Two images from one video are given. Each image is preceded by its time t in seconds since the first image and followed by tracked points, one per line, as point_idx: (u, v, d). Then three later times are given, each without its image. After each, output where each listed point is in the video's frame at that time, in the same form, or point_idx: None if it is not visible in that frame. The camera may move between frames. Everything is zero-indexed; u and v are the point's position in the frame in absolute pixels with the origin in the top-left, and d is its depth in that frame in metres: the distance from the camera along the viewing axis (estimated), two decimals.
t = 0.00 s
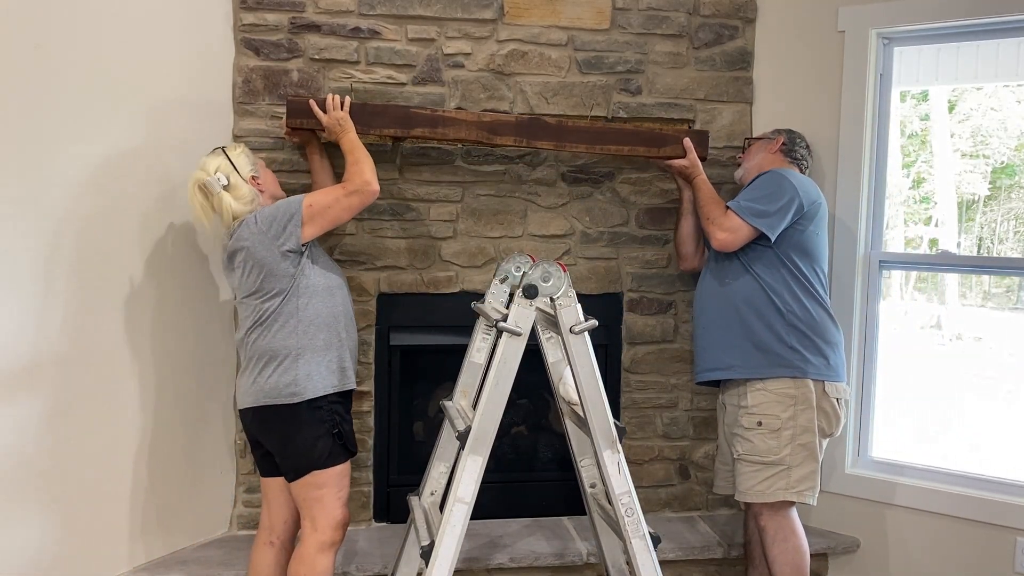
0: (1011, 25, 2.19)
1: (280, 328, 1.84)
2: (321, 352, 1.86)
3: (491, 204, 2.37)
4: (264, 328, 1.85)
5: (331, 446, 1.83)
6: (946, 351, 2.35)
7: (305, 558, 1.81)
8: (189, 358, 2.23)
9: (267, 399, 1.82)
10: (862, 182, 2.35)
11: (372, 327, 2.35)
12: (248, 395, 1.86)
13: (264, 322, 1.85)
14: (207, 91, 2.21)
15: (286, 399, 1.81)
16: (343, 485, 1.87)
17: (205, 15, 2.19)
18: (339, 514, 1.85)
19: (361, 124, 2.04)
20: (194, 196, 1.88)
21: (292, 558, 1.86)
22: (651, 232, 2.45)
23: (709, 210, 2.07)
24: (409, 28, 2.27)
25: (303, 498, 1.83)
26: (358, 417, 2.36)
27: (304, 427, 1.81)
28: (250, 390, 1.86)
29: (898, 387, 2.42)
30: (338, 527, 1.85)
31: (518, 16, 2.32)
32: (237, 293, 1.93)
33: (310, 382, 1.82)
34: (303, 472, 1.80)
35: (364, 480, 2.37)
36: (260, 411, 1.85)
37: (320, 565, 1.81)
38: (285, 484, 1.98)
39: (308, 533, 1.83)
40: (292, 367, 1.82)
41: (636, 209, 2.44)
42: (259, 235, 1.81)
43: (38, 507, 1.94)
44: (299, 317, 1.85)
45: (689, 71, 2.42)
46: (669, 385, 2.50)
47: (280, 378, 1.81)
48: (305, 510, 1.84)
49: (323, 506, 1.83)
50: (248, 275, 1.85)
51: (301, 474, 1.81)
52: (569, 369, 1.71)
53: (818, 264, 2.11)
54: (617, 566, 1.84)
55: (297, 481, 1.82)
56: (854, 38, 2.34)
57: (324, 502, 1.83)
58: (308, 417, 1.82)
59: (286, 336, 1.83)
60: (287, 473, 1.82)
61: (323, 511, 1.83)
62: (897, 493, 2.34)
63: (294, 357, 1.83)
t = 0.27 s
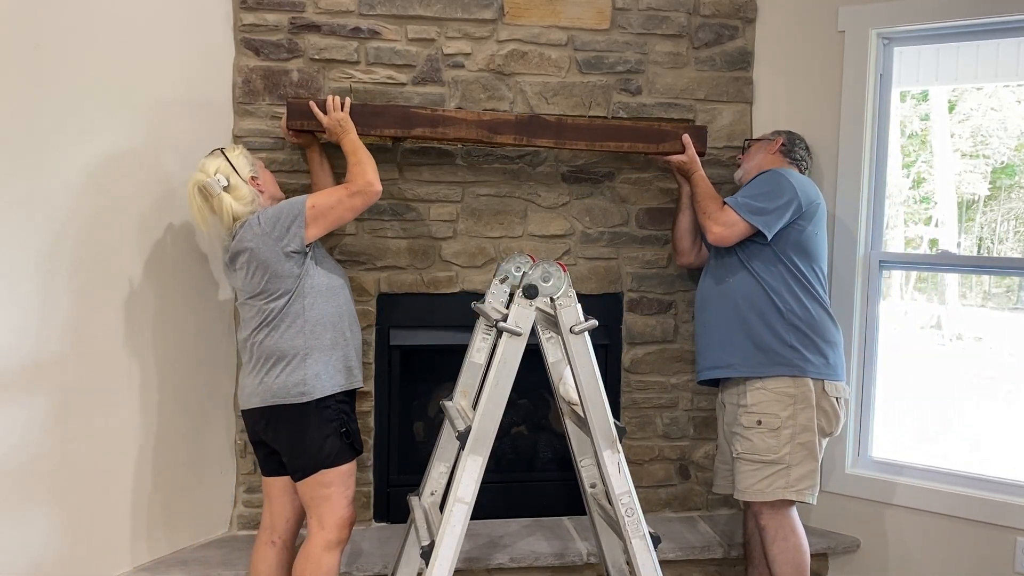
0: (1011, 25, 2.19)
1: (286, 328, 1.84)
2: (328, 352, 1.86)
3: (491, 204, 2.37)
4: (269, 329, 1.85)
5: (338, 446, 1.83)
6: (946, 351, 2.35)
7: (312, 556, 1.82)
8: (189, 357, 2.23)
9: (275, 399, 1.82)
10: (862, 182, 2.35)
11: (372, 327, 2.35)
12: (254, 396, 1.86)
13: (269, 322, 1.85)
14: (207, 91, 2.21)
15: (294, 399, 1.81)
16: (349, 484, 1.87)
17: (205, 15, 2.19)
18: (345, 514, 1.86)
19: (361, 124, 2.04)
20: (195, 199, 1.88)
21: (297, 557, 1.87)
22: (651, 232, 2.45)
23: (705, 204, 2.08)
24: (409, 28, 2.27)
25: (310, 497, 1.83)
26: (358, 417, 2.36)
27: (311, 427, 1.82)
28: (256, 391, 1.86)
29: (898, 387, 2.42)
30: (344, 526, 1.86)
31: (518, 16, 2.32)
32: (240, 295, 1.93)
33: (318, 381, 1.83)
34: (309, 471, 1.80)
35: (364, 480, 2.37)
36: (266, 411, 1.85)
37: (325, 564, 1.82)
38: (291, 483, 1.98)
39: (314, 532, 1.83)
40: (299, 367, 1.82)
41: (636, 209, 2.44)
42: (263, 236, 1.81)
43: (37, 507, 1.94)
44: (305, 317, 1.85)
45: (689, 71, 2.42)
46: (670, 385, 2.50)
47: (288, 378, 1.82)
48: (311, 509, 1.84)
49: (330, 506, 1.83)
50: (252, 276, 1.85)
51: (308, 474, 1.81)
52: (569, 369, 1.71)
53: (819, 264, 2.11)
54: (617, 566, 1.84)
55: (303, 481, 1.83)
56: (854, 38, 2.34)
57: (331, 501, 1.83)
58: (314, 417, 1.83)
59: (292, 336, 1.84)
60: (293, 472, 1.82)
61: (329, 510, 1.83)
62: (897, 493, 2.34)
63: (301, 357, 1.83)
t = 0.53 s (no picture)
0: (1011, 24, 2.19)
1: (290, 329, 1.84)
2: (332, 352, 1.87)
3: (491, 204, 2.37)
4: (273, 329, 1.86)
5: (342, 446, 1.84)
6: (946, 351, 2.35)
7: (315, 556, 1.81)
8: (189, 357, 2.22)
9: (280, 399, 1.83)
10: (862, 182, 2.34)
11: (372, 327, 2.35)
12: (258, 397, 1.86)
13: (273, 323, 1.86)
14: (207, 91, 2.21)
15: (299, 400, 1.81)
16: (353, 484, 1.87)
17: (205, 14, 2.19)
18: (349, 514, 1.86)
19: (363, 125, 2.05)
20: (194, 202, 1.87)
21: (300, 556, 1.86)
22: (651, 232, 2.45)
23: (703, 199, 2.09)
24: (409, 28, 2.27)
25: (314, 496, 1.83)
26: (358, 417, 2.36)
27: (315, 427, 1.82)
28: (261, 391, 1.86)
29: (898, 387, 2.42)
30: (347, 527, 1.86)
31: (518, 16, 2.32)
32: (242, 296, 1.92)
33: (323, 381, 1.83)
34: (313, 472, 1.81)
35: (364, 480, 2.37)
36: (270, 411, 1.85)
37: (328, 564, 1.82)
38: (294, 484, 1.98)
39: (318, 532, 1.83)
40: (304, 368, 1.83)
41: (636, 209, 2.44)
42: (266, 237, 1.81)
43: (36, 507, 1.93)
44: (308, 318, 1.85)
45: (689, 71, 2.42)
46: (670, 385, 2.50)
47: (293, 379, 1.82)
48: (315, 508, 1.84)
49: (334, 505, 1.83)
50: (255, 278, 1.85)
51: (312, 474, 1.81)
52: (569, 369, 1.71)
53: (818, 264, 2.11)
54: (617, 565, 1.84)
55: (307, 481, 1.83)
56: (854, 38, 2.34)
57: (335, 501, 1.83)
58: (317, 417, 1.83)
59: (296, 336, 1.84)
60: (297, 472, 1.82)
61: (334, 509, 1.83)
62: (898, 493, 2.34)
63: (305, 357, 1.83)
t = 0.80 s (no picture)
0: (1011, 25, 2.19)
1: (295, 330, 1.85)
2: (337, 352, 1.87)
3: (491, 204, 2.37)
4: (277, 331, 1.86)
5: (349, 446, 1.84)
6: (946, 351, 2.35)
7: (321, 556, 1.81)
8: (189, 357, 2.22)
9: (285, 401, 1.82)
10: (862, 182, 2.34)
11: (372, 327, 2.35)
12: (264, 400, 1.86)
13: (278, 325, 1.86)
14: (207, 91, 2.21)
15: (306, 401, 1.82)
16: (360, 484, 1.87)
17: (205, 15, 2.19)
18: (356, 514, 1.86)
19: (366, 125, 2.06)
20: (195, 200, 1.87)
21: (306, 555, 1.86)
22: (651, 232, 2.45)
23: (698, 195, 2.11)
24: (409, 28, 2.27)
25: (321, 496, 1.83)
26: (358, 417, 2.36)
27: (322, 427, 1.82)
28: (266, 394, 1.86)
29: (898, 386, 2.42)
30: (354, 527, 1.86)
31: (518, 16, 2.32)
32: (245, 299, 1.93)
33: (329, 382, 1.83)
34: (320, 472, 1.81)
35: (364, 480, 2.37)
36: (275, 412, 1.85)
37: (334, 563, 1.82)
38: (300, 484, 1.99)
39: (324, 532, 1.83)
40: (310, 369, 1.83)
41: (636, 209, 2.44)
42: (269, 239, 1.82)
43: (36, 508, 1.93)
44: (313, 319, 1.86)
45: (689, 71, 2.42)
46: (670, 385, 2.50)
47: (299, 380, 1.82)
48: (321, 509, 1.84)
49: (341, 506, 1.83)
50: (259, 280, 1.86)
51: (319, 474, 1.81)
52: (569, 369, 1.71)
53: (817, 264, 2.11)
54: (617, 565, 1.84)
55: (314, 481, 1.83)
56: (854, 39, 2.34)
57: (341, 501, 1.83)
58: (324, 419, 1.83)
59: (301, 338, 1.84)
60: (305, 472, 1.83)
61: (340, 509, 1.83)
62: (898, 493, 2.34)
63: (311, 358, 1.84)
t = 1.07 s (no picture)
0: (1011, 25, 2.19)
1: (302, 332, 1.85)
2: (343, 354, 1.88)
3: (491, 204, 2.37)
4: (284, 334, 1.86)
5: (357, 450, 1.84)
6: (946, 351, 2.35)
7: (329, 559, 1.82)
8: (189, 357, 2.22)
9: (293, 404, 1.82)
10: (862, 182, 2.34)
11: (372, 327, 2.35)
12: (270, 403, 1.86)
13: (284, 326, 1.86)
14: (207, 91, 2.21)
15: (314, 404, 1.81)
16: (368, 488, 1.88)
17: (205, 15, 2.19)
18: (364, 517, 1.86)
19: (371, 127, 2.08)
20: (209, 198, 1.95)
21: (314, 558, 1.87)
22: (651, 232, 2.45)
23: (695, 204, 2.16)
24: (409, 28, 2.27)
25: (329, 499, 1.84)
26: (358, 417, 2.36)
27: (331, 429, 1.82)
28: (272, 397, 1.86)
29: (898, 387, 2.42)
30: (362, 530, 1.86)
31: (518, 16, 2.32)
32: (252, 303, 1.93)
33: (336, 384, 1.84)
34: (329, 475, 1.82)
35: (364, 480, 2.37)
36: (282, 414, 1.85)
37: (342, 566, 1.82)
38: (309, 487, 1.99)
39: (332, 535, 1.84)
40: (317, 371, 1.83)
41: (636, 209, 2.44)
42: (277, 240, 1.83)
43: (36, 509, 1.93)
44: (320, 321, 1.86)
45: (689, 71, 2.42)
46: (669, 385, 2.50)
47: (307, 383, 1.82)
48: (330, 512, 1.84)
49: (349, 509, 1.83)
50: (266, 282, 1.86)
51: (328, 476, 1.82)
52: (569, 369, 1.71)
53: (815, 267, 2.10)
54: (617, 566, 1.84)
55: (323, 484, 1.83)
56: (854, 39, 2.34)
57: (349, 503, 1.83)
58: (332, 422, 1.83)
59: (308, 340, 1.85)
60: (314, 475, 1.83)
61: (349, 512, 1.84)
62: (898, 493, 2.34)
63: (318, 361, 1.84)
